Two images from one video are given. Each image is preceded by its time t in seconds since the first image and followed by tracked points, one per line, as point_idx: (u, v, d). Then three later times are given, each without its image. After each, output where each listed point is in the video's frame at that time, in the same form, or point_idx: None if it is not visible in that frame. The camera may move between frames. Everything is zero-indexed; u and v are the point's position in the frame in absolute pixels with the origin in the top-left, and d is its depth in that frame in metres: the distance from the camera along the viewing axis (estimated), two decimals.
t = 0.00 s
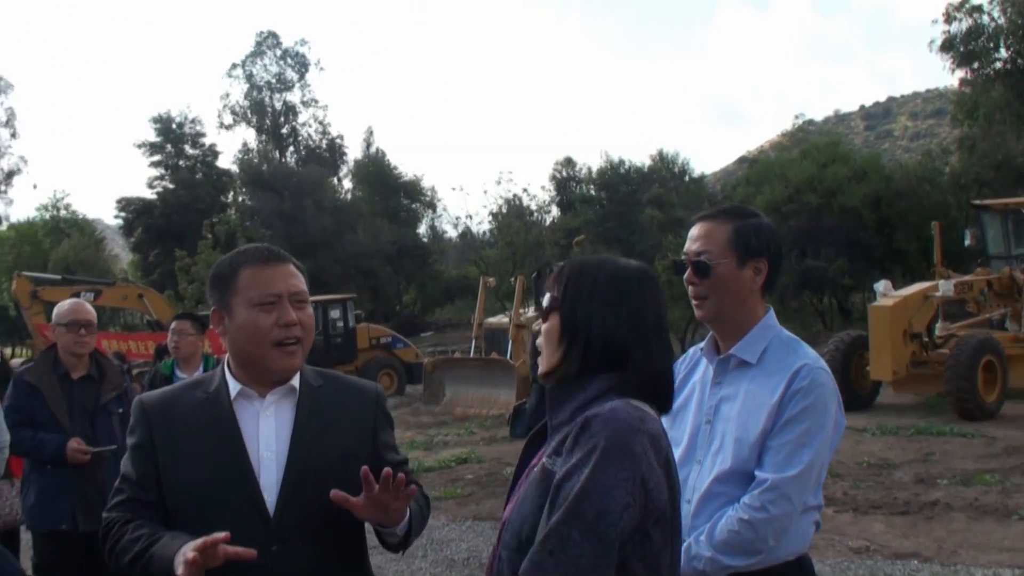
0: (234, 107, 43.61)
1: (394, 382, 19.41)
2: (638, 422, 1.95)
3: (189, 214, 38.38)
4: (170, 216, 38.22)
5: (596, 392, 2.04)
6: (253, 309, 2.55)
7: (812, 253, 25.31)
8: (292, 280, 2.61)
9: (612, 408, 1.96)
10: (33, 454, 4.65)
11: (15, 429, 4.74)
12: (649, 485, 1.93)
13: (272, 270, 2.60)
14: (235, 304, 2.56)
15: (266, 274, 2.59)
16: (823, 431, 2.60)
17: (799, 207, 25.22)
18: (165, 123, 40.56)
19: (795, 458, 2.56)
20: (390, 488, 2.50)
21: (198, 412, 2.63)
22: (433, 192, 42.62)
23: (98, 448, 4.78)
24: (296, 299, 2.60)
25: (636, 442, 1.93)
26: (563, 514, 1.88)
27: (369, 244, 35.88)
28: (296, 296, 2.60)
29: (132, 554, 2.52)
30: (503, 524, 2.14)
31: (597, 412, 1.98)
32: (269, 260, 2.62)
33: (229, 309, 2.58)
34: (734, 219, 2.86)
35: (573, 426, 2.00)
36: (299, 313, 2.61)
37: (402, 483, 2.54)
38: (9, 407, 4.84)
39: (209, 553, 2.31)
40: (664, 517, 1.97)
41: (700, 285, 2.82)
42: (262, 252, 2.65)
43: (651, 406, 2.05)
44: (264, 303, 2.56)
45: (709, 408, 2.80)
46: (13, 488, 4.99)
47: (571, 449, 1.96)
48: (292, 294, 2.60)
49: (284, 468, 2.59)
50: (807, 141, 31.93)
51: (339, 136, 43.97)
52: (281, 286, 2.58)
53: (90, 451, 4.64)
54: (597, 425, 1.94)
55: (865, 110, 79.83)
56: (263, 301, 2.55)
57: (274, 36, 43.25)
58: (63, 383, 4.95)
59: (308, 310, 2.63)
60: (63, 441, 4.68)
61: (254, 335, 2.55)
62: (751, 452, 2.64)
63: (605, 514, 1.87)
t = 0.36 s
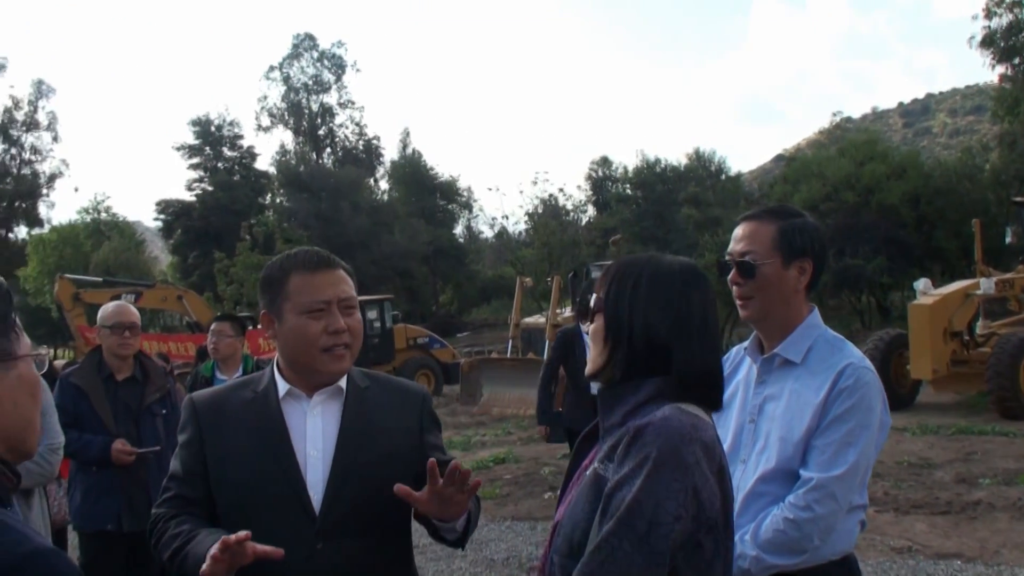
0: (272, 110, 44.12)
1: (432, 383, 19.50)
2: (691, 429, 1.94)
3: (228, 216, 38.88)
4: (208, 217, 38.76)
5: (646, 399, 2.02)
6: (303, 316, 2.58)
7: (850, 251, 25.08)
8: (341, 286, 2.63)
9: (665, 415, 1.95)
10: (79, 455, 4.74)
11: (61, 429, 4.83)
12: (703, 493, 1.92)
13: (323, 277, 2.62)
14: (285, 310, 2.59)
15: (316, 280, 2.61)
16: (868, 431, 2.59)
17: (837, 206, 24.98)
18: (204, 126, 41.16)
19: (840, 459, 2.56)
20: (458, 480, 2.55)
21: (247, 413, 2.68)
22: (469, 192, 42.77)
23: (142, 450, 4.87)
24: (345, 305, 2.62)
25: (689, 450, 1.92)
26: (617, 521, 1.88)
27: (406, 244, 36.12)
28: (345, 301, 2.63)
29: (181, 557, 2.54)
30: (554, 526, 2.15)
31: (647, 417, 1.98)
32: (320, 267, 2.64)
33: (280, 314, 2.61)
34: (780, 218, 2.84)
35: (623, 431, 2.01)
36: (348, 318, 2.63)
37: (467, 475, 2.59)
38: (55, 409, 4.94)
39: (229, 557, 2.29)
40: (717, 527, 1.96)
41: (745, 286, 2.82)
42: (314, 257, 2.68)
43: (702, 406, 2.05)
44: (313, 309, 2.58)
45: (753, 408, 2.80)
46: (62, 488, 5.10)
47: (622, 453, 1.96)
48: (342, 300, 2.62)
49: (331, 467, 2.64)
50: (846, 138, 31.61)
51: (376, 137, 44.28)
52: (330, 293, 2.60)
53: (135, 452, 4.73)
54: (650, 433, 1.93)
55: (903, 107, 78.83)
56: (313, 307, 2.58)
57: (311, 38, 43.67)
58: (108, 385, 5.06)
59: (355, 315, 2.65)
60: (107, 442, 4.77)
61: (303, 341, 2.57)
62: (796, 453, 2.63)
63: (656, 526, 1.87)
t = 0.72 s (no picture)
0: (295, 114, 44.39)
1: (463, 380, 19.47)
2: (703, 431, 1.88)
3: (255, 220, 39.16)
4: (236, 222, 39.06)
5: (648, 397, 1.98)
6: (305, 322, 2.52)
7: (879, 235, 24.83)
8: (345, 290, 2.57)
9: (675, 416, 1.90)
10: (102, 462, 4.79)
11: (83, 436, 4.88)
12: (718, 494, 1.86)
13: (325, 280, 2.55)
14: (287, 315, 2.54)
15: (317, 283, 2.55)
16: (881, 415, 2.54)
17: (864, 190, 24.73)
18: (229, 131, 41.51)
19: (851, 443, 2.50)
20: (499, 395, 2.57)
21: (252, 415, 2.67)
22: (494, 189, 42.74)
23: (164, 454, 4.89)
24: (348, 309, 2.56)
25: (704, 453, 1.86)
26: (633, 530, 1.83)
27: (433, 243, 36.17)
28: (348, 304, 2.56)
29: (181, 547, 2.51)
30: (562, 523, 2.10)
31: (659, 417, 1.91)
32: (323, 269, 2.57)
33: (280, 318, 2.57)
34: (785, 201, 2.79)
35: (631, 430, 1.95)
36: (351, 322, 2.57)
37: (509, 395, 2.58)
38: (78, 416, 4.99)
39: (210, 491, 2.26)
40: (733, 524, 1.89)
41: (752, 270, 2.77)
42: (315, 257, 2.61)
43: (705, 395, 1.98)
44: (315, 315, 2.52)
45: (764, 395, 2.75)
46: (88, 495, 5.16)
47: (634, 455, 1.89)
48: (345, 304, 2.56)
49: (339, 469, 2.63)
50: (873, 121, 31.25)
51: (400, 137, 44.27)
52: (332, 297, 2.54)
53: (157, 457, 4.73)
54: (663, 437, 1.87)
55: (929, 89, 77.93)
56: (314, 314, 2.52)
57: (333, 40, 43.81)
58: (128, 391, 5.09)
59: (359, 318, 2.59)
60: (130, 448, 4.81)
61: (305, 346, 2.52)
62: (808, 440, 2.59)
63: (675, 533, 1.82)
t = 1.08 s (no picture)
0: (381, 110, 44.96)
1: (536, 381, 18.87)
2: (687, 448, 1.68)
3: (338, 213, 39.74)
4: (319, 215, 39.68)
5: (625, 411, 1.80)
6: (288, 317, 2.46)
7: (966, 244, 24.08)
8: (331, 283, 2.50)
9: (656, 434, 1.69)
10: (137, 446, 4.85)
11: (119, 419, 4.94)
12: (700, 518, 1.64)
13: (310, 274, 2.49)
14: (271, 310, 2.48)
15: (303, 277, 2.48)
16: (894, 434, 2.36)
17: (952, 197, 24.00)
18: (315, 125, 42.24)
19: (861, 462, 2.34)
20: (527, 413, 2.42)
21: (238, 408, 2.63)
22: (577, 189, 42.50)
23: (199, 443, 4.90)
24: (333, 306, 2.49)
25: (684, 473, 1.65)
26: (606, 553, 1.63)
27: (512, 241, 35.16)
28: (335, 301, 2.49)
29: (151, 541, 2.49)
30: (532, 539, 1.93)
31: (640, 432, 1.72)
32: (309, 262, 2.50)
33: (265, 313, 2.50)
34: (801, 201, 2.63)
35: (606, 444, 1.79)
36: (336, 318, 2.50)
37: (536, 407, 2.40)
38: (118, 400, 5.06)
39: (166, 480, 2.29)
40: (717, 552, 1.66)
41: (764, 273, 2.61)
42: (301, 249, 2.54)
43: (691, 406, 1.80)
44: (298, 311, 2.46)
45: (774, 406, 2.59)
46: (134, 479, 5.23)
47: (610, 474, 1.70)
48: (330, 301, 2.49)
49: (323, 464, 2.55)
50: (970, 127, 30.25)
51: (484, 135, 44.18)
52: (317, 293, 2.47)
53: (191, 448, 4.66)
54: (641, 456, 1.67)
55: None
56: (297, 309, 2.46)
57: (420, 37, 44.22)
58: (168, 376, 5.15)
59: (346, 315, 2.51)
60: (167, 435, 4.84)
61: (288, 341, 2.46)
62: (816, 456, 2.42)
63: (650, 560, 1.61)
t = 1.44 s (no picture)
0: (500, 102, 45.23)
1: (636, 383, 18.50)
2: (645, 476, 1.72)
3: (453, 203, 40.19)
4: (434, 204, 40.17)
5: (591, 439, 1.88)
6: (286, 322, 2.54)
7: None
8: (330, 287, 2.56)
9: (611, 460, 1.75)
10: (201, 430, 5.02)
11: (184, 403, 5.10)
12: (650, 553, 1.68)
13: (307, 278, 2.55)
14: (270, 315, 2.58)
15: (301, 283, 2.54)
16: (923, 476, 2.18)
17: None
18: (434, 116, 42.82)
19: (886, 504, 2.16)
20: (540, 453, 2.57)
21: (244, 409, 2.61)
22: (692, 188, 41.94)
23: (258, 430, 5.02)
24: (332, 310, 2.56)
25: (638, 502, 1.69)
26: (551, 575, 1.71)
27: (625, 238, 35.12)
28: (332, 304, 2.56)
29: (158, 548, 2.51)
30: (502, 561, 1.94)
31: (594, 458, 1.78)
32: (307, 265, 2.57)
33: (267, 316, 2.60)
34: (839, 220, 2.47)
35: (572, 474, 1.78)
36: (335, 323, 2.56)
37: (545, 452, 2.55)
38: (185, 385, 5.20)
39: (150, 499, 2.28)
40: None
41: (793, 296, 2.45)
42: (303, 252, 2.60)
43: (663, 438, 1.89)
44: (295, 316, 2.54)
45: (800, 438, 2.43)
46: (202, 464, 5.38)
47: (564, 499, 1.76)
48: (328, 304, 2.55)
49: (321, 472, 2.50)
50: None
51: (602, 131, 44.06)
52: (313, 296, 2.54)
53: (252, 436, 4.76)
54: (591, 484, 1.72)
55: None
56: (294, 313, 2.53)
57: (542, 31, 44.26)
58: (234, 363, 5.29)
59: (347, 319, 2.58)
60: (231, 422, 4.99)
61: (287, 345, 2.54)
62: (837, 495, 2.26)
63: None
